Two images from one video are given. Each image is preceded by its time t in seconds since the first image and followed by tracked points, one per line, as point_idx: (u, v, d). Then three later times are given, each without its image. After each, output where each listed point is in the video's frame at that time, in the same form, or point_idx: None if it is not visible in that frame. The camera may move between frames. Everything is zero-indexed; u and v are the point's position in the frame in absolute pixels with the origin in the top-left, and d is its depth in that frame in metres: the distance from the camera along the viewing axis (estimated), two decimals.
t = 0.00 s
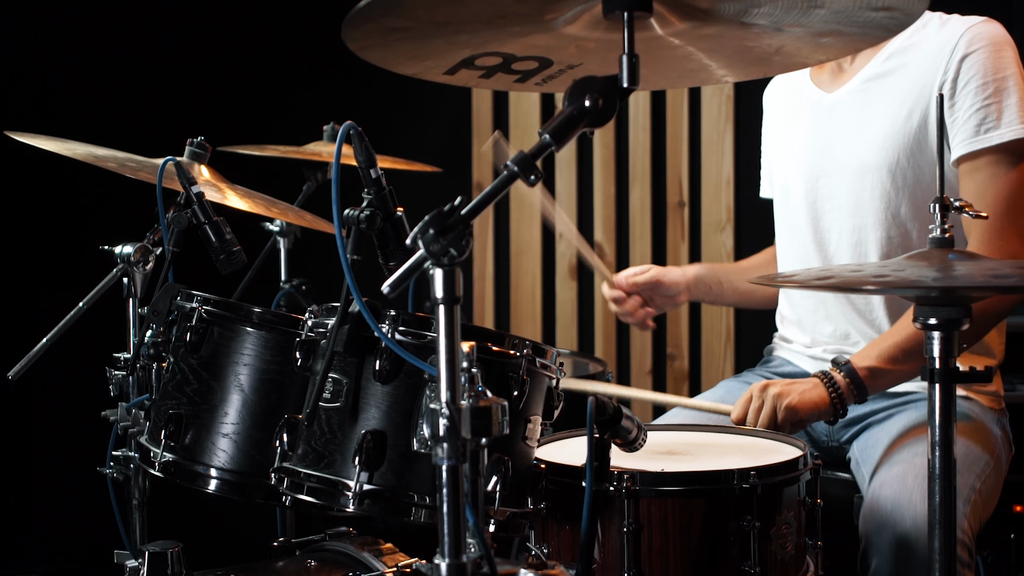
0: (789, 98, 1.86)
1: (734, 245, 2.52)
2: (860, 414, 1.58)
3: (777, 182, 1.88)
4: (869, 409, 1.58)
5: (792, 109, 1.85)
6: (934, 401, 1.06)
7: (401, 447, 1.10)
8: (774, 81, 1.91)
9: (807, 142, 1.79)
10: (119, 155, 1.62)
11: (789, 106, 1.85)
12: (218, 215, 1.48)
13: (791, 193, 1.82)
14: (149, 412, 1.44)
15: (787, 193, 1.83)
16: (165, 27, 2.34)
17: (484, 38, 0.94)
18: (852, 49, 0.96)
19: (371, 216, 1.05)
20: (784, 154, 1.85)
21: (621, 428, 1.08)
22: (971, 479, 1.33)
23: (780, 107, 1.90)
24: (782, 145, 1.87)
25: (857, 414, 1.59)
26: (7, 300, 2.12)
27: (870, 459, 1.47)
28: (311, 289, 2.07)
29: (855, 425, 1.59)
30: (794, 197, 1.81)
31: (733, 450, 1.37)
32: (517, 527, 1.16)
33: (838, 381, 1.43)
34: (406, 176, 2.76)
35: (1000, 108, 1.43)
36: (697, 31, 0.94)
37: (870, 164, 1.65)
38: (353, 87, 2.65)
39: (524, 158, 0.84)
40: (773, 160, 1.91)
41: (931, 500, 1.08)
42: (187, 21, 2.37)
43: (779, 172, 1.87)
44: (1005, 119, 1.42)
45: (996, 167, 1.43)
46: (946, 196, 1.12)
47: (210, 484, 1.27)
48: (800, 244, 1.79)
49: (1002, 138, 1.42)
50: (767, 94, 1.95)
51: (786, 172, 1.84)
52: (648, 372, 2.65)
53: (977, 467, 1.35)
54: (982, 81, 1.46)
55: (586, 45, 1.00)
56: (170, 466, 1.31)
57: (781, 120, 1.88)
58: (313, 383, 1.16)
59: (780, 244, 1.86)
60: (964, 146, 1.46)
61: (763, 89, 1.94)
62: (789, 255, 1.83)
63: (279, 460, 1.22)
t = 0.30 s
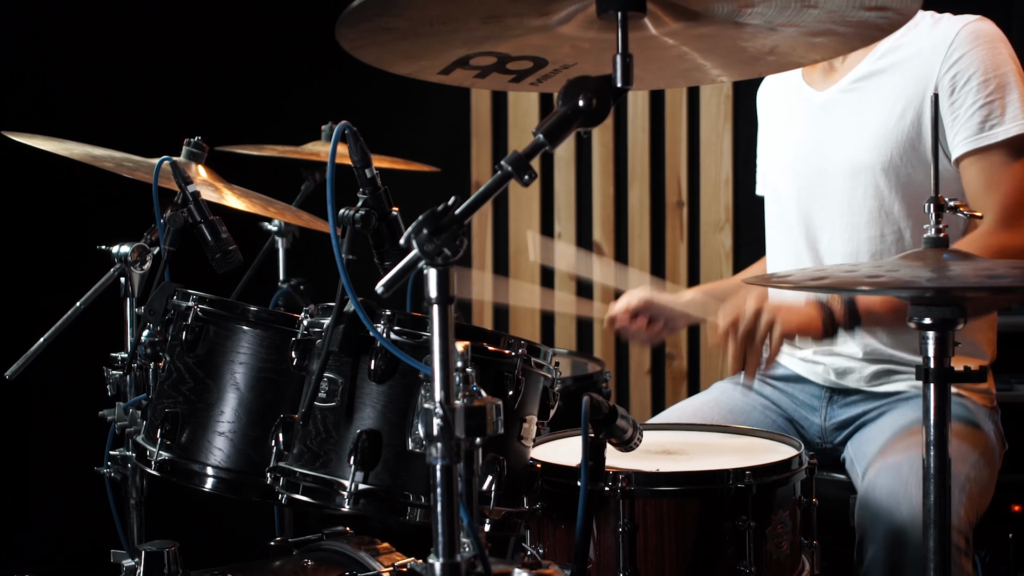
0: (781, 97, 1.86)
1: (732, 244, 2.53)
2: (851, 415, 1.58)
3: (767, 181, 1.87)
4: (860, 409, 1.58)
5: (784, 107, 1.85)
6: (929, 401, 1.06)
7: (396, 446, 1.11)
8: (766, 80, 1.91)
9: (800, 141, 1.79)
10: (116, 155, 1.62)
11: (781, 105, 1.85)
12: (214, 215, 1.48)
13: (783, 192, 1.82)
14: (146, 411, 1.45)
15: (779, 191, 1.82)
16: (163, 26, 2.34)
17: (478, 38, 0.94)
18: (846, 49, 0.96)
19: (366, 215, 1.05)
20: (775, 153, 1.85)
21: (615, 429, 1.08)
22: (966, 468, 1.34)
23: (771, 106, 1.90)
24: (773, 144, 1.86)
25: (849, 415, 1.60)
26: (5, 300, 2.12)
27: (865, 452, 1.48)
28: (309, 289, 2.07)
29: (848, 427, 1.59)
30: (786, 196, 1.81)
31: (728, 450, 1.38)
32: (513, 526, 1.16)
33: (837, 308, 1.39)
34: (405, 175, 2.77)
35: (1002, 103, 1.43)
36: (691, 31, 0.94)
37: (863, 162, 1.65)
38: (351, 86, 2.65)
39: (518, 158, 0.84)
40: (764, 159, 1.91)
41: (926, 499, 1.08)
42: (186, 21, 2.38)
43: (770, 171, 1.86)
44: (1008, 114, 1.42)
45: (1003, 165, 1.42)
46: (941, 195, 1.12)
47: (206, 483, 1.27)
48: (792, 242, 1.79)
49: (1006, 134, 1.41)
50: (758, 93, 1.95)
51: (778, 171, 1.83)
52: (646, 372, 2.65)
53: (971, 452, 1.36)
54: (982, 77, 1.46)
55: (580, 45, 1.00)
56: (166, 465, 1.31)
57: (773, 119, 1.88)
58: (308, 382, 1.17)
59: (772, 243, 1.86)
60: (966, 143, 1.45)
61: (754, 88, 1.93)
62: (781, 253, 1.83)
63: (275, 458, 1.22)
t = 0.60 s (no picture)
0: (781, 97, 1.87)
1: (731, 244, 2.53)
2: (854, 412, 1.59)
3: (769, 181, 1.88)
4: (863, 408, 1.58)
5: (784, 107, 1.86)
6: (925, 400, 1.06)
7: (392, 446, 1.11)
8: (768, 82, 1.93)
9: (799, 139, 1.79)
10: (115, 155, 1.63)
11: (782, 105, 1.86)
12: (212, 214, 1.49)
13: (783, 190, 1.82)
14: (144, 411, 1.45)
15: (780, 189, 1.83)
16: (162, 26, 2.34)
17: (474, 38, 0.94)
18: (841, 49, 0.96)
19: (362, 215, 1.05)
20: (776, 153, 1.86)
21: (612, 428, 1.09)
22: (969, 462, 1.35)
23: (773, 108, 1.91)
24: (775, 147, 1.87)
25: (850, 412, 1.60)
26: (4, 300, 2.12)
27: (865, 451, 1.48)
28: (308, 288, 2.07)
29: (849, 424, 1.60)
30: (787, 193, 1.81)
31: (725, 449, 1.38)
32: (509, 526, 1.17)
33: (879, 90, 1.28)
34: (404, 175, 2.77)
35: (993, 84, 1.45)
36: (686, 31, 0.94)
37: (861, 158, 1.65)
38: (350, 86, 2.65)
39: (513, 157, 0.84)
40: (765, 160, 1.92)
41: (920, 499, 1.09)
42: (184, 21, 2.38)
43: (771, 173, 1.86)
44: (998, 92, 1.44)
45: (999, 127, 1.42)
46: (937, 195, 1.12)
47: (204, 483, 1.27)
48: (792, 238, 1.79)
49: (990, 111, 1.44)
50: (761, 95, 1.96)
51: (779, 170, 1.84)
52: (646, 371, 2.65)
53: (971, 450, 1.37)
54: (975, 56, 1.48)
55: (575, 45, 1.00)
56: (163, 464, 1.31)
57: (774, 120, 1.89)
58: (304, 382, 1.17)
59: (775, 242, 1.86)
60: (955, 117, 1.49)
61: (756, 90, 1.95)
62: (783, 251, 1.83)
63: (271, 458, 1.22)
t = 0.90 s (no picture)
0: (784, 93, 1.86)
1: (730, 244, 2.53)
2: (851, 410, 1.58)
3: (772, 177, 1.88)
4: (859, 404, 1.58)
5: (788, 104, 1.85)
6: (920, 400, 1.07)
7: (388, 445, 1.12)
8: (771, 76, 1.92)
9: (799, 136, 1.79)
10: (112, 155, 1.63)
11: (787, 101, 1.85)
12: (209, 214, 1.49)
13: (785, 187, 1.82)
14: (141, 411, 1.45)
15: (781, 185, 1.83)
16: (161, 26, 2.34)
17: (469, 38, 0.95)
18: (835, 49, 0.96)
19: (358, 215, 1.05)
20: (778, 150, 1.85)
21: (608, 428, 1.08)
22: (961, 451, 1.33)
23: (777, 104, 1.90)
24: (774, 146, 1.87)
25: (848, 411, 1.59)
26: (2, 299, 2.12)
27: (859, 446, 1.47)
28: (306, 288, 2.07)
29: (847, 422, 1.59)
30: (788, 191, 1.81)
31: (720, 448, 1.39)
32: (505, 524, 1.19)
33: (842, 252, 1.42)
34: (403, 174, 2.77)
35: (984, 91, 1.40)
36: (681, 33, 0.95)
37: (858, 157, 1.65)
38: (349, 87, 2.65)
39: (508, 157, 0.84)
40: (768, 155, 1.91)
41: (916, 499, 1.09)
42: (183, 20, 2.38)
43: (772, 172, 1.87)
44: (981, 103, 1.39)
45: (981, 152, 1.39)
46: (932, 194, 1.13)
47: (200, 483, 1.27)
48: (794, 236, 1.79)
49: (984, 122, 1.38)
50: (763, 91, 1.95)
51: (780, 166, 1.84)
52: (644, 370, 2.65)
53: (963, 441, 1.34)
54: (956, 66, 1.44)
55: (569, 46, 1.00)
56: (160, 464, 1.31)
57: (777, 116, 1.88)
58: (300, 381, 1.17)
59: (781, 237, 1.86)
60: (948, 131, 1.42)
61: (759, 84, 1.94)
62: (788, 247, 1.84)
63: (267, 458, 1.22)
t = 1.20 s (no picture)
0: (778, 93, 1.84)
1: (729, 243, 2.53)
2: (848, 406, 1.58)
3: (761, 179, 1.85)
4: (856, 401, 1.58)
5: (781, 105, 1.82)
6: (914, 399, 1.07)
7: (383, 445, 1.13)
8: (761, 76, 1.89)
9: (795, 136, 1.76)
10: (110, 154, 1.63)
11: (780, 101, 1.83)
12: (206, 213, 1.49)
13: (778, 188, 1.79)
14: (138, 411, 1.45)
15: (773, 186, 1.80)
16: (159, 26, 2.34)
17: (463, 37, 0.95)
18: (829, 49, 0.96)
19: (354, 214, 1.05)
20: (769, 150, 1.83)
21: (603, 427, 1.09)
22: (955, 452, 1.34)
23: (766, 105, 1.88)
24: (767, 146, 1.84)
25: (844, 407, 1.60)
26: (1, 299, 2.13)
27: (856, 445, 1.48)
28: (305, 287, 2.07)
29: (843, 419, 1.59)
30: (780, 192, 1.78)
31: (715, 445, 1.40)
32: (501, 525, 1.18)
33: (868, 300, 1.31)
34: (402, 174, 2.76)
35: (1002, 100, 1.45)
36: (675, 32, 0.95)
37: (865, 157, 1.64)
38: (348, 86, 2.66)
39: (502, 157, 0.84)
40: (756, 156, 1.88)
41: (911, 498, 1.09)
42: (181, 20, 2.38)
43: (763, 173, 1.84)
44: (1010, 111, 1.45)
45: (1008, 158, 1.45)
46: (928, 195, 1.14)
47: (197, 483, 1.28)
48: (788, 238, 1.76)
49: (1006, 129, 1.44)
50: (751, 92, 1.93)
51: (772, 167, 1.81)
52: (643, 370, 2.65)
53: (959, 433, 1.36)
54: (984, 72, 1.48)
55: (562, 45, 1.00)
56: (157, 464, 1.31)
57: (767, 116, 1.86)
58: (296, 381, 1.18)
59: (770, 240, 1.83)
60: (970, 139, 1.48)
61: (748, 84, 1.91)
62: (778, 249, 1.81)
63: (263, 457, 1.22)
